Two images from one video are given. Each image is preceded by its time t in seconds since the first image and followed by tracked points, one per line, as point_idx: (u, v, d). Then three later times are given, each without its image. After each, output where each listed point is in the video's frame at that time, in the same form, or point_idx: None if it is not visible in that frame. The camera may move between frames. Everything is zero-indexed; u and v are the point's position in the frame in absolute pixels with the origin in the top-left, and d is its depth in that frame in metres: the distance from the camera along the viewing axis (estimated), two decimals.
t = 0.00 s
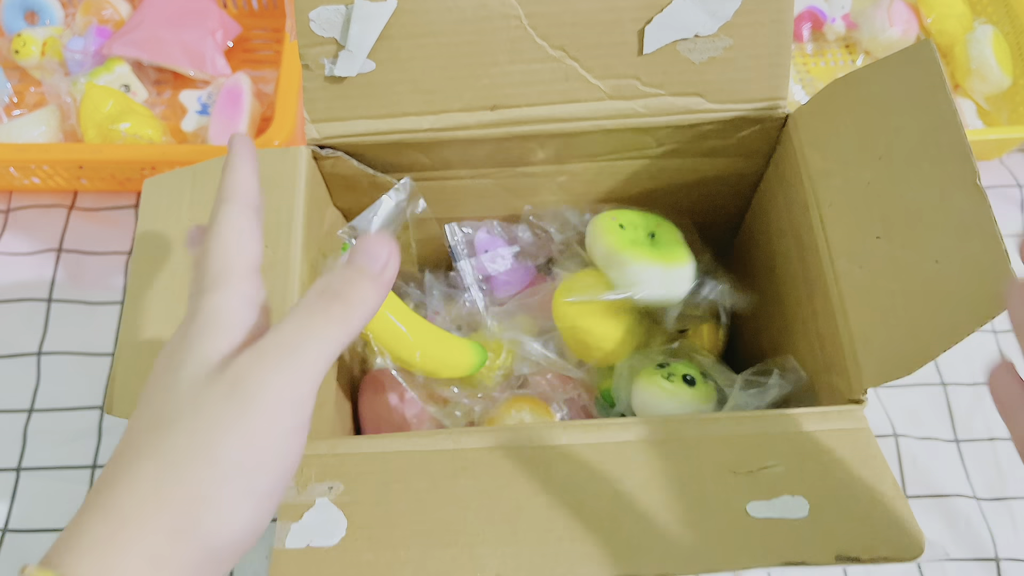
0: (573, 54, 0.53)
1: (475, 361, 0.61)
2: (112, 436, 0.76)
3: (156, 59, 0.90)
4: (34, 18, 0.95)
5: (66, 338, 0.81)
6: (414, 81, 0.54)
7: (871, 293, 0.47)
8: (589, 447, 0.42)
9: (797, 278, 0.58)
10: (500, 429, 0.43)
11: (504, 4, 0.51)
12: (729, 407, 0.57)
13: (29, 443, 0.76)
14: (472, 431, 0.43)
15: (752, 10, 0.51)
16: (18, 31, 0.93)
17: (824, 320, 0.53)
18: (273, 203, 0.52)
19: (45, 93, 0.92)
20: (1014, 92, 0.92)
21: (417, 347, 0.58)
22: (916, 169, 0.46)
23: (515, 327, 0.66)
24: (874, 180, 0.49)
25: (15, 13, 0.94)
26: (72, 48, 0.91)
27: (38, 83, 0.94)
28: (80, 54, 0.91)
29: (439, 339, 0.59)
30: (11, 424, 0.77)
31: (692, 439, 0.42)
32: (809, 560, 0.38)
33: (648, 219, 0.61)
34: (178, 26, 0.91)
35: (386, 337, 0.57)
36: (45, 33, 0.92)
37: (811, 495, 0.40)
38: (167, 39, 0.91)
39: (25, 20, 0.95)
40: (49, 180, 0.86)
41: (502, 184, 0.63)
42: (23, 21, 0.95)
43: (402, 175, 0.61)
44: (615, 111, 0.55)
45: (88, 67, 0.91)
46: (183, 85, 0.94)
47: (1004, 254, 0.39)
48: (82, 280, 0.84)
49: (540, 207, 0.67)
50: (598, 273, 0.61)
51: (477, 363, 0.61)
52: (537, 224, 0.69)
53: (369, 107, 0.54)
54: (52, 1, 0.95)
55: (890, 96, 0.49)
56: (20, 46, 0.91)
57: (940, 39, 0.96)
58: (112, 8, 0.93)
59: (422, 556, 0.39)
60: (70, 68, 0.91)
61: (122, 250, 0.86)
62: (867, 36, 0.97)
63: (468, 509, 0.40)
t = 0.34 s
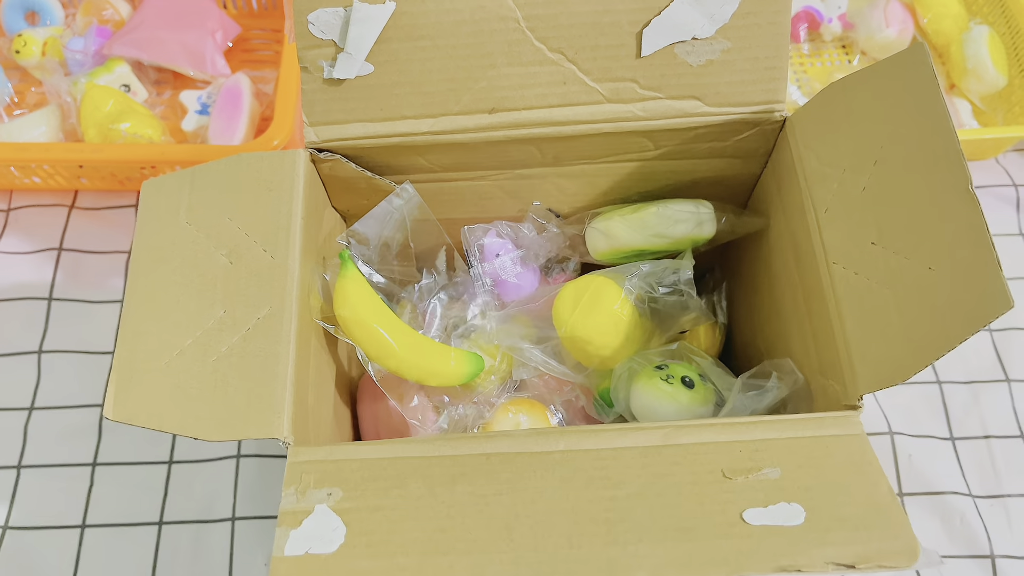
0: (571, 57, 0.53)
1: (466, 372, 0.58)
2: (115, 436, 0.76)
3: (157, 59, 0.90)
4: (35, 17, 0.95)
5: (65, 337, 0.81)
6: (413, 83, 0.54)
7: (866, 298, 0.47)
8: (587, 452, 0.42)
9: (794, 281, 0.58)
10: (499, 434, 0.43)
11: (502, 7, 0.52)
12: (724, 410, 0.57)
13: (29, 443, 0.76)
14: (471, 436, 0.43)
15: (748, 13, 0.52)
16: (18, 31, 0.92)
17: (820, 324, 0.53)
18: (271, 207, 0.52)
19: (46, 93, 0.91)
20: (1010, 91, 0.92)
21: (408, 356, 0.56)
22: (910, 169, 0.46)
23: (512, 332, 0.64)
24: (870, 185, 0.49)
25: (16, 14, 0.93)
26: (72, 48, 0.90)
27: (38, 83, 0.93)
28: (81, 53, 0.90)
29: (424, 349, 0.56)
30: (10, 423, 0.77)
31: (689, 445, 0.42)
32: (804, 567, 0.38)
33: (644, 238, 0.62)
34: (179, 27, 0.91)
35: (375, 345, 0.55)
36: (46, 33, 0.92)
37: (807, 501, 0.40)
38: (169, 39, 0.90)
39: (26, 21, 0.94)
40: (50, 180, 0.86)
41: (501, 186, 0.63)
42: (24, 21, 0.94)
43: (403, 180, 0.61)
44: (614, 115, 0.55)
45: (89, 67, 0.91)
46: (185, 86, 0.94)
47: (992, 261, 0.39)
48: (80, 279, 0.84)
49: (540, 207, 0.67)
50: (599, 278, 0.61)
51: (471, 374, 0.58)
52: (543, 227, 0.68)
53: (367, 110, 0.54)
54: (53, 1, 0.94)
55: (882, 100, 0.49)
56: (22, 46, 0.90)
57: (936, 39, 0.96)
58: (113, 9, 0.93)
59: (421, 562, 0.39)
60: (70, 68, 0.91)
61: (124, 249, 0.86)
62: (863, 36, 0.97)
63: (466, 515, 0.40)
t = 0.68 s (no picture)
0: (572, 62, 0.53)
1: (467, 377, 0.57)
2: (116, 440, 0.76)
3: (158, 62, 0.90)
4: (36, 20, 0.95)
5: (65, 340, 0.81)
6: (414, 88, 0.54)
7: (870, 303, 0.47)
8: (588, 457, 0.42)
9: (796, 287, 0.58)
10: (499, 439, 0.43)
11: (503, 12, 0.52)
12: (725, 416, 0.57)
13: (29, 447, 0.76)
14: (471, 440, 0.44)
15: (750, 18, 0.52)
16: (20, 34, 0.92)
17: (824, 330, 0.53)
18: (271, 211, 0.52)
19: (47, 96, 0.91)
20: (1012, 95, 0.92)
21: (409, 361, 0.55)
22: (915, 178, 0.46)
23: (513, 337, 0.64)
24: (872, 191, 0.49)
25: (16, 17, 0.94)
26: (73, 51, 0.91)
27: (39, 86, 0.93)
28: (82, 56, 0.91)
29: (424, 354, 0.56)
30: (11, 426, 0.77)
31: (690, 449, 0.42)
32: (808, 573, 0.37)
33: (644, 246, 0.62)
34: (180, 31, 0.91)
35: (376, 350, 0.55)
36: (46, 36, 0.92)
37: (810, 506, 0.39)
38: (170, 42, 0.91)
39: (27, 24, 0.95)
40: (50, 183, 0.86)
41: (502, 191, 0.63)
42: (25, 24, 0.94)
43: (405, 185, 0.62)
44: (615, 119, 0.55)
45: (89, 70, 0.91)
46: (184, 89, 0.94)
47: (996, 266, 0.39)
48: (83, 283, 0.84)
49: (542, 211, 0.67)
50: (601, 283, 0.61)
51: (472, 379, 0.58)
52: (544, 230, 0.68)
53: (368, 115, 0.54)
54: (54, 4, 0.95)
55: (885, 106, 0.49)
56: (22, 49, 0.90)
57: (938, 43, 0.96)
58: (114, 11, 0.94)
59: (423, 567, 0.39)
60: (72, 71, 0.91)
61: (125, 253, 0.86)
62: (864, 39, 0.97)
63: (468, 520, 0.40)
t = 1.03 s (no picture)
0: (574, 58, 0.53)
1: (469, 372, 0.58)
2: (117, 436, 0.76)
3: (159, 60, 0.90)
4: (38, 18, 0.95)
5: (67, 337, 0.81)
6: (416, 84, 0.54)
7: (871, 299, 0.47)
8: (590, 452, 0.42)
9: (798, 282, 0.58)
10: (502, 434, 0.43)
11: (506, 8, 0.52)
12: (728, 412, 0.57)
13: (31, 443, 0.76)
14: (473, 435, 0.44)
15: (752, 14, 0.52)
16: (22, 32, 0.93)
17: (825, 326, 0.53)
18: (274, 207, 0.52)
19: (49, 94, 0.91)
20: (1013, 92, 0.93)
21: (411, 356, 0.55)
22: (915, 173, 0.46)
23: (515, 333, 0.64)
24: (873, 186, 0.49)
25: (18, 15, 0.94)
26: (75, 49, 0.91)
27: (41, 83, 0.93)
28: (83, 54, 0.91)
29: (426, 349, 0.56)
30: (13, 423, 0.77)
31: (692, 444, 0.42)
32: (810, 566, 0.37)
33: (646, 242, 0.62)
34: (182, 29, 0.91)
35: (378, 345, 0.55)
36: (48, 34, 0.92)
37: (812, 500, 0.40)
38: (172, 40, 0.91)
39: (29, 22, 0.95)
40: (52, 180, 0.86)
41: (504, 187, 0.63)
42: (27, 22, 0.95)
43: (407, 181, 0.62)
44: (616, 115, 0.55)
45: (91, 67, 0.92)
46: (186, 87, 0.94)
47: (996, 260, 0.39)
48: (85, 280, 0.84)
49: (544, 209, 0.67)
50: (602, 279, 0.61)
51: (475, 375, 0.58)
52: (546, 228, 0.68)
53: (370, 111, 0.54)
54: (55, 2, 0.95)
55: (885, 103, 0.49)
56: (24, 47, 0.90)
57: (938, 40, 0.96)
58: (115, 9, 0.94)
59: (426, 561, 0.39)
60: (73, 69, 0.91)
61: (127, 250, 0.86)
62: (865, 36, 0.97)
63: (471, 514, 0.40)
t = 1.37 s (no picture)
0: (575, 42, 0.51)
1: (475, 374, 0.56)
2: (87, 434, 0.70)
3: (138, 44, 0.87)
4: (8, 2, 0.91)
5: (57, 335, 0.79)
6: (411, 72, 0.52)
7: (883, 290, 0.46)
8: (601, 454, 0.41)
9: (804, 269, 0.57)
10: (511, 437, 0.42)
11: None
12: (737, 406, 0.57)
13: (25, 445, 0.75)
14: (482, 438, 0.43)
15: None
16: None
17: (834, 314, 0.52)
18: (268, 203, 0.50)
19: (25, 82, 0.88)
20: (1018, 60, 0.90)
21: (412, 356, 0.54)
22: (927, 159, 0.44)
23: (517, 330, 0.62)
24: (884, 172, 0.47)
25: None
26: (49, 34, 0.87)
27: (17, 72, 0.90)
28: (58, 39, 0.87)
29: (429, 349, 0.55)
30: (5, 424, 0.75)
31: (706, 442, 0.41)
32: (829, 568, 0.37)
33: (647, 241, 0.62)
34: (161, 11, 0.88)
35: (377, 343, 0.54)
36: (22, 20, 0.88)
37: (830, 499, 0.39)
38: (144, 15, 0.86)
39: None
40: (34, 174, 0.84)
41: (502, 176, 0.62)
42: None
43: (416, 182, 0.61)
44: (619, 100, 0.53)
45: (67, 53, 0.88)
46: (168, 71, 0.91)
47: (1014, 252, 0.38)
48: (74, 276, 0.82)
49: (548, 201, 0.66)
50: (605, 274, 0.60)
51: (480, 377, 0.57)
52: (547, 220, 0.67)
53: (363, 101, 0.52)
54: None
55: (895, 85, 0.48)
56: None
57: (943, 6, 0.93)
58: None
59: (439, 571, 0.38)
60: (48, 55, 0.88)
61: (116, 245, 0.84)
62: (864, 6, 0.94)
63: (483, 521, 0.40)
